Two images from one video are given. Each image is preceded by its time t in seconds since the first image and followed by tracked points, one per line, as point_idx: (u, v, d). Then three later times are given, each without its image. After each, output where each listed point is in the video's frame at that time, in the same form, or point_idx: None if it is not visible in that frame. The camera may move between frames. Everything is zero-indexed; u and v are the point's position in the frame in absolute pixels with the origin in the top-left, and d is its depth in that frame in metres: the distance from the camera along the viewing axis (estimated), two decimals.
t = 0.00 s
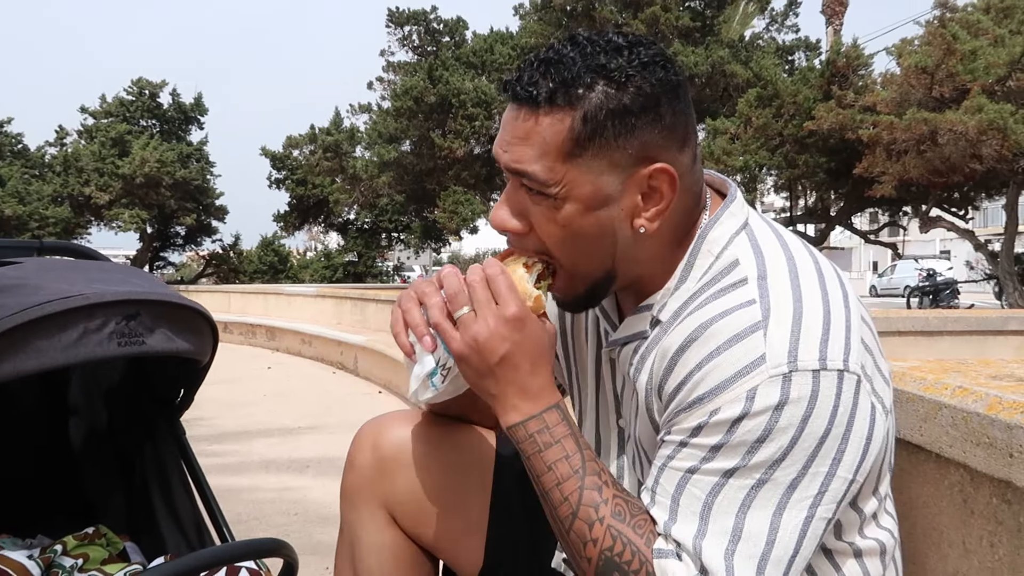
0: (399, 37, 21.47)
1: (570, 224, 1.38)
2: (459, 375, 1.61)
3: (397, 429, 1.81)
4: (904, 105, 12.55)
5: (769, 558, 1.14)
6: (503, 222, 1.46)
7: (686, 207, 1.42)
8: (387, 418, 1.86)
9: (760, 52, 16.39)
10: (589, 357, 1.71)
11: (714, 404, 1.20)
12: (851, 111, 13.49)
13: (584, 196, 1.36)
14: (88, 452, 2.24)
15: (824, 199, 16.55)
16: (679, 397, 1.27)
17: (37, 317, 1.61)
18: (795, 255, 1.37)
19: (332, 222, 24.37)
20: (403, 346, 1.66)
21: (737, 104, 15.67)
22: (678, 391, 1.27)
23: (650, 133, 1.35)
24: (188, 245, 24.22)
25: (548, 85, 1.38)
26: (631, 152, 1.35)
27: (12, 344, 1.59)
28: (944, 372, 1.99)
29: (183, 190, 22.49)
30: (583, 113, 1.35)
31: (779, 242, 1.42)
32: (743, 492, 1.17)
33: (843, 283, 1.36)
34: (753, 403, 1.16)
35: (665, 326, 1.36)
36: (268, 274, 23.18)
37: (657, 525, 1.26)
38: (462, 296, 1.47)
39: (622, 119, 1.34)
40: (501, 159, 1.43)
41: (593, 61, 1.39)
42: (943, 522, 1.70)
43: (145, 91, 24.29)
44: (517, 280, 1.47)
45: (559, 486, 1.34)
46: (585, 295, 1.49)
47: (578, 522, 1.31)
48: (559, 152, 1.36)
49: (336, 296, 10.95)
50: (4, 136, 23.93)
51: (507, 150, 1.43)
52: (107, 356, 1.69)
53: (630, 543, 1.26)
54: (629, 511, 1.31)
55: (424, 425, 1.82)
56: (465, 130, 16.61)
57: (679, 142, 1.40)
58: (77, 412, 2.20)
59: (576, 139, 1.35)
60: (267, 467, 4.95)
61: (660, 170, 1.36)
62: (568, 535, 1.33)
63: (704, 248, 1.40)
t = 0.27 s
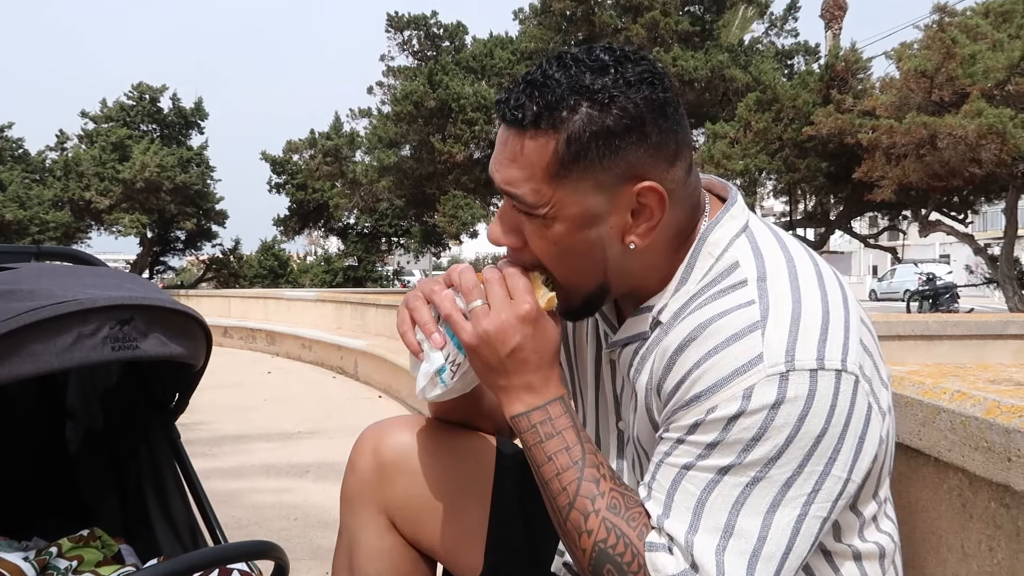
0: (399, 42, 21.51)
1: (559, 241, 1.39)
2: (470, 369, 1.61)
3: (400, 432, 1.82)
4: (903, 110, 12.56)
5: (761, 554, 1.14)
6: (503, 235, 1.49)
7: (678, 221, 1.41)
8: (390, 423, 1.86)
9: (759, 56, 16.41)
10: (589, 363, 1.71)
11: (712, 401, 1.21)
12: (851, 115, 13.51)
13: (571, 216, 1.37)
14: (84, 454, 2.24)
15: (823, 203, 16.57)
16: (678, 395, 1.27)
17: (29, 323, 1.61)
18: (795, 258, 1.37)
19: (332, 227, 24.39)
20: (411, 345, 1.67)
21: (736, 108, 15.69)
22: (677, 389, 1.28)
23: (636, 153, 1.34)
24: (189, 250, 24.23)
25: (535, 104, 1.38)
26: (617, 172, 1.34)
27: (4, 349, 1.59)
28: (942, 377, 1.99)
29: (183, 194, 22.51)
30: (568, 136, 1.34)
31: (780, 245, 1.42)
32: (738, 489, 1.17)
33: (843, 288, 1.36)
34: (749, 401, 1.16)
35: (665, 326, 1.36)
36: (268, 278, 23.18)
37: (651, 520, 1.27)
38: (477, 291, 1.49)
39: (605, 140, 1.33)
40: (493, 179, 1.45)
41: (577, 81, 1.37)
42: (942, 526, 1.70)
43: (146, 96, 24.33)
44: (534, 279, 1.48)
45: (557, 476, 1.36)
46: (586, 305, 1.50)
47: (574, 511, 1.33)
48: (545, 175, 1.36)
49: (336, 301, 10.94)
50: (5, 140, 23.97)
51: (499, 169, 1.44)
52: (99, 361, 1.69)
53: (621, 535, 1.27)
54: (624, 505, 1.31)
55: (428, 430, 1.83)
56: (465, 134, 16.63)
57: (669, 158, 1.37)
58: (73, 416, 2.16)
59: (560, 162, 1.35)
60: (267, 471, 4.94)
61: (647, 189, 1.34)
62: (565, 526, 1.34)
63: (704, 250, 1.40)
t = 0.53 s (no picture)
0: (398, 44, 21.53)
1: (567, 249, 1.41)
2: (474, 365, 1.59)
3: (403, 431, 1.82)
4: (902, 112, 12.59)
5: (760, 552, 1.14)
6: (510, 243, 1.50)
7: (685, 224, 1.42)
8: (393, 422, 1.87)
9: (758, 58, 16.43)
10: (593, 362, 1.72)
11: (714, 398, 1.21)
12: (850, 117, 13.54)
13: (578, 226, 1.38)
14: (84, 455, 2.25)
15: (823, 205, 16.59)
16: (681, 392, 1.28)
17: (34, 322, 1.61)
18: (799, 258, 1.38)
19: (331, 228, 24.39)
20: (416, 341, 1.67)
21: (736, 110, 15.71)
22: (679, 385, 1.29)
23: (640, 162, 1.35)
24: (187, 251, 24.21)
25: (535, 117, 1.38)
26: (621, 181, 1.36)
27: (9, 348, 1.60)
28: (944, 379, 2.00)
29: (182, 196, 22.50)
30: (570, 147, 1.35)
31: (785, 243, 1.43)
32: (740, 487, 1.18)
33: (848, 288, 1.37)
34: (752, 398, 1.17)
35: (669, 323, 1.37)
36: (268, 279, 23.17)
37: (652, 516, 1.27)
38: (486, 284, 1.50)
39: (607, 151, 1.34)
40: (499, 190, 1.46)
41: (576, 92, 1.38)
42: (943, 528, 1.71)
43: (146, 98, 24.33)
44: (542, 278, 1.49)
45: (559, 471, 1.36)
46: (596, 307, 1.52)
47: (575, 509, 1.33)
48: (550, 188, 1.37)
49: (335, 302, 10.94)
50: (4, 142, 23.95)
51: (504, 181, 1.45)
52: (103, 361, 1.69)
53: (620, 531, 1.28)
54: (625, 500, 1.32)
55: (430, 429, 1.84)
56: (464, 136, 16.63)
57: (672, 163, 1.38)
58: (74, 417, 2.17)
59: (563, 174, 1.36)
60: (266, 472, 4.93)
61: (653, 195, 1.36)
62: (564, 522, 1.35)
63: (709, 248, 1.41)
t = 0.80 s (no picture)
0: (397, 37, 21.48)
1: (574, 235, 1.40)
2: (477, 348, 1.60)
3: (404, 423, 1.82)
4: (902, 105, 12.59)
5: (762, 535, 1.14)
6: (518, 235, 1.50)
7: (690, 206, 1.42)
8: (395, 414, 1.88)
9: (758, 52, 16.40)
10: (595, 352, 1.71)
11: (717, 380, 1.21)
12: (849, 110, 13.53)
13: (584, 212, 1.38)
14: (94, 456, 2.26)
15: (822, 198, 16.60)
16: (684, 376, 1.27)
17: (61, 315, 1.59)
18: (802, 245, 1.38)
19: (330, 222, 24.37)
20: (420, 324, 1.66)
21: (735, 103, 15.69)
22: (682, 369, 1.28)
23: (644, 145, 1.35)
24: (186, 245, 24.18)
25: (537, 107, 1.38)
26: (625, 167, 1.35)
27: (35, 342, 1.57)
28: (943, 371, 2.00)
29: (181, 190, 22.46)
30: (573, 136, 1.35)
31: (786, 231, 1.43)
32: (742, 471, 1.17)
33: (850, 278, 1.38)
34: (755, 380, 1.17)
35: (673, 308, 1.36)
36: (267, 274, 23.15)
37: (655, 500, 1.27)
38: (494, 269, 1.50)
39: (610, 138, 1.34)
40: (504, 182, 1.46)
41: (575, 82, 1.37)
42: (942, 521, 1.71)
43: (144, 92, 24.27)
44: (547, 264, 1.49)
45: (561, 454, 1.35)
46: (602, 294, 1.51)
47: (579, 491, 1.32)
48: (555, 177, 1.37)
49: (335, 296, 10.93)
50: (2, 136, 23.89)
51: (509, 173, 1.45)
52: (129, 356, 1.69)
53: (624, 515, 1.27)
54: (628, 484, 1.31)
55: (431, 422, 1.85)
56: (463, 129, 16.60)
57: (675, 146, 1.38)
58: (82, 414, 2.21)
59: (569, 160, 1.35)
60: (266, 466, 4.93)
61: (659, 179, 1.35)
62: (567, 506, 1.34)
63: (713, 235, 1.41)
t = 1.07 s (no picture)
0: (397, 35, 21.46)
1: (571, 234, 1.40)
2: (473, 347, 1.59)
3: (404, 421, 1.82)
4: (902, 102, 12.57)
5: (761, 533, 1.14)
6: (515, 234, 1.49)
7: (688, 202, 1.41)
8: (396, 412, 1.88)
9: (757, 49, 16.39)
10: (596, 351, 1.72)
11: (716, 380, 1.21)
12: (849, 107, 13.51)
13: (582, 209, 1.37)
14: (100, 456, 2.24)
15: (821, 195, 16.59)
16: (683, 375, 1.28)
17: (83, 313, 1.60)
18: (800, 244, 1.38)
19: (330, 220, 24.37)
20: (414, 322, 1.67)
21: (735, 101, 15.68)
22: (681, 368, 1.29)
23: (642, 142, 1.35)
24: (186, 243, 24.17)
25: (533, 106, 1.38)
26: (623, 163, 1.35)
27: (54, 339, 1.58)
28: (940, 369, 2.00)
29: (181, 187, 22.46)
30: (569, 135, 1.35)
31: (785, 230, 1.43)
32: (740, 469, 1.17)
33: (850, 275, 1.38)
34: (753, 379, 1.17)
35: (671, 308, 1.36)
36: (267, 271, 23.14)
37: (652, 499, 1.27)
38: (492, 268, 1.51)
39: (608, 135, 1.34)
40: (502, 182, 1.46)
41: (571, 81, 1.38)
42: (939, 518, 1.71)
43: (144, 89, 24.27)
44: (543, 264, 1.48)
45: (556, 454, 1.35)
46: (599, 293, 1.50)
47: (575, 490, 1.32)
48: (552, 175, 1.36)
49: (335, 294, 10.94)
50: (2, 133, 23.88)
51: (507, 172, 1.45)
52: (146, 353, 1.70)
53: (621, 513, 1.27)
54: (626, 483, 1.31)
55: (430, 419, 1.85)
56: (463, 127, 16.60)
57: (673, 142, 1.38)
58: (89, 414, 2.17)
59: (565, 158, 1.35)
60: (266, 464, 4.93)
61: (656, 175, 1.35)
62: (564, 504, 1.33)
63: (712, 234, 1.42)
